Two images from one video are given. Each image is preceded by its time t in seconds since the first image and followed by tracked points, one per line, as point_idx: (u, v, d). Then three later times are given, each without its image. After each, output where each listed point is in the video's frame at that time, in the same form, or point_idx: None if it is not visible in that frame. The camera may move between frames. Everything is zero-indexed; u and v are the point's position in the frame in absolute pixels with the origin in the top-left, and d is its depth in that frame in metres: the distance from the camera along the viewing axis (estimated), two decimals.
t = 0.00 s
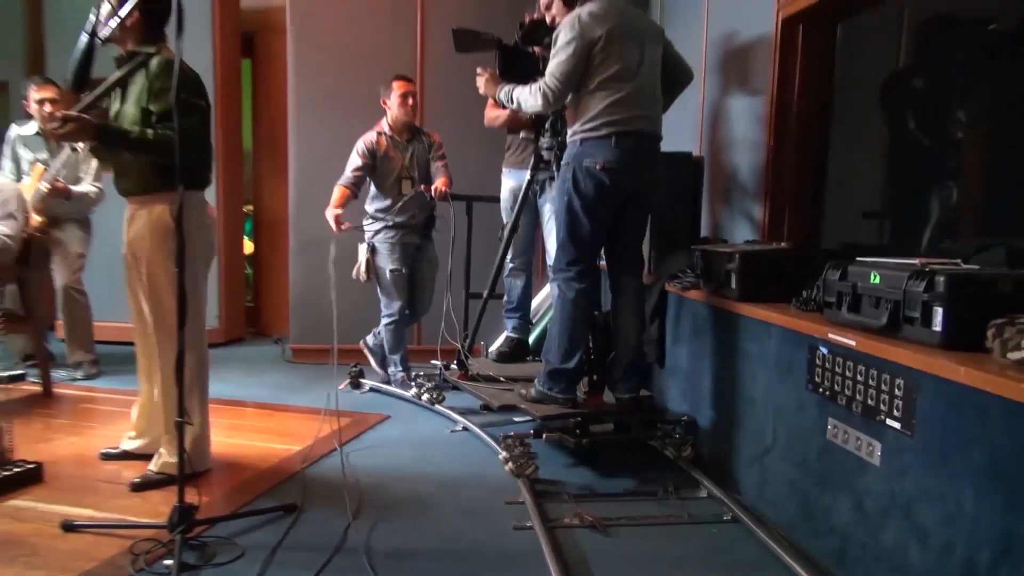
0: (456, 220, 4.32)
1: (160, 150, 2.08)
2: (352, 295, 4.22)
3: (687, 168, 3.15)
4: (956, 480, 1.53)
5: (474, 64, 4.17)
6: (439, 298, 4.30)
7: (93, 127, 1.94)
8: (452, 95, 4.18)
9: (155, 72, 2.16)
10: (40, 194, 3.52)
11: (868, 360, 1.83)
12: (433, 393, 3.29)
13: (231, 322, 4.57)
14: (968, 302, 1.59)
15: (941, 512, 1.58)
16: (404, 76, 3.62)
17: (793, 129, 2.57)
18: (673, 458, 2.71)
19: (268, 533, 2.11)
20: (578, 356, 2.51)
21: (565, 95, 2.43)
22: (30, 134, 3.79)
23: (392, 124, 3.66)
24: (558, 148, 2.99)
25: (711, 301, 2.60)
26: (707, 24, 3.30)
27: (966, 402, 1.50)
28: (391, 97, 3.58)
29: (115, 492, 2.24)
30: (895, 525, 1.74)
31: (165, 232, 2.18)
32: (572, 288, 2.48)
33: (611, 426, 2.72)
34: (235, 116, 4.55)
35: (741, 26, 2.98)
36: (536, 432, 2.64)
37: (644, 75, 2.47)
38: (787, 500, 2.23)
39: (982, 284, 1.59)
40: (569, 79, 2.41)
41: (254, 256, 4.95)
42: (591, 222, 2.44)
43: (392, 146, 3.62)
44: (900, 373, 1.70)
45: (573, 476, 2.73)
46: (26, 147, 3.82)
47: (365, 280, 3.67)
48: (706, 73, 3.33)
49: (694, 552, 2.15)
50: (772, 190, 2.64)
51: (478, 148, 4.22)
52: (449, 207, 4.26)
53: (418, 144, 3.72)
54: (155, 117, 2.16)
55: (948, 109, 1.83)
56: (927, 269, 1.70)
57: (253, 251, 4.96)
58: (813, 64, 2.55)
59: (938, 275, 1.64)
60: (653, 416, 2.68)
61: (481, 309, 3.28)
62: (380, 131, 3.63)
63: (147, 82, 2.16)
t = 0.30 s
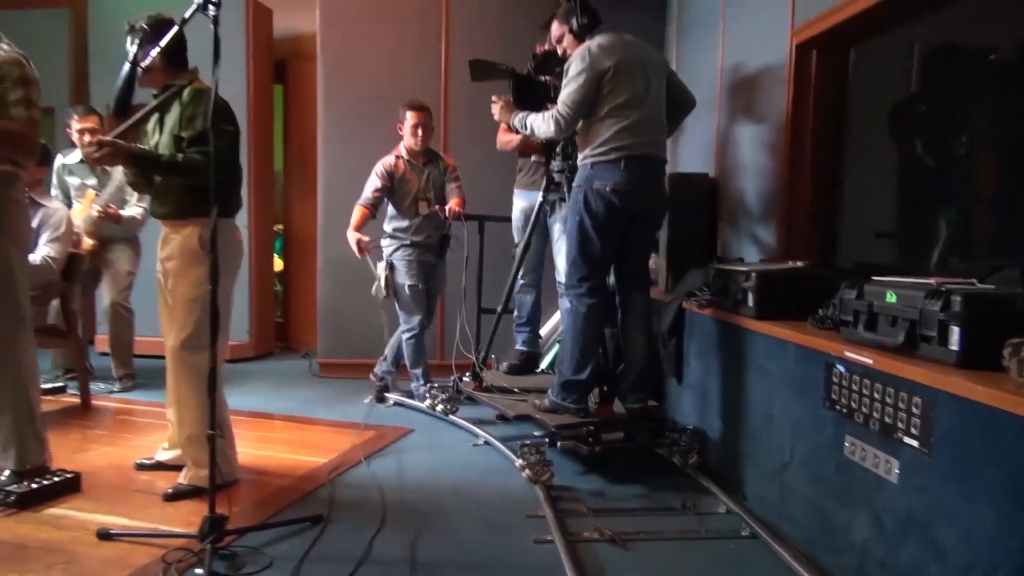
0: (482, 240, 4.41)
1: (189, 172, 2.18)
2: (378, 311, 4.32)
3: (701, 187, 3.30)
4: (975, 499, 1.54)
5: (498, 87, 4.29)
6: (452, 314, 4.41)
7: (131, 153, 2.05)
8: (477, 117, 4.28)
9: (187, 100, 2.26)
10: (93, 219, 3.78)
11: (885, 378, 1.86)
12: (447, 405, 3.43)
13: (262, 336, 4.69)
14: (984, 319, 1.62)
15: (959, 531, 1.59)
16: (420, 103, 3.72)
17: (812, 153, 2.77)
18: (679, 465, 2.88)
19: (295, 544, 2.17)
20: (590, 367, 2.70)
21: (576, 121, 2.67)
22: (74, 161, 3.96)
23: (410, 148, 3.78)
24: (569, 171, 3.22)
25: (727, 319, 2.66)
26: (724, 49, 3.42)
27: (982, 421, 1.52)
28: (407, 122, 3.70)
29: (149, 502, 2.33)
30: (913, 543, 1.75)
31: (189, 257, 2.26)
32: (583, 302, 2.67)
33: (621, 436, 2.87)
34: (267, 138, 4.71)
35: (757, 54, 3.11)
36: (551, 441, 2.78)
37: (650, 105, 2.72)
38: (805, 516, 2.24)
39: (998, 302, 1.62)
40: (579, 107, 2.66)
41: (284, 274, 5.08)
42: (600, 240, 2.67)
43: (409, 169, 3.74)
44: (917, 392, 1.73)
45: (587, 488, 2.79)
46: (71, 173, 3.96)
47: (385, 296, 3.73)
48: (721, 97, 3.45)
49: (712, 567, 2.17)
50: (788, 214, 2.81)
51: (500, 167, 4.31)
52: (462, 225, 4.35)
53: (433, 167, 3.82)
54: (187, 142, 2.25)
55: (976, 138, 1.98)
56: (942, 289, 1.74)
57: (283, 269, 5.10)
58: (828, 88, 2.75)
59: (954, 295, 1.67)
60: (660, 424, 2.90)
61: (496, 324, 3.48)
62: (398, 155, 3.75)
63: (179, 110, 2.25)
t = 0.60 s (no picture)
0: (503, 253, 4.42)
1: (212, 185, 2.19)
2: (399, 324, 4.33)
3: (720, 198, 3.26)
4: (1009, 518, 1.50)
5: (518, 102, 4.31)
6: (473, 328, 4.41)
7: (155, 167, 2.09)
8: (497, 131, 4.30)
9: (213, 114, 2.28)
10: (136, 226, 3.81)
11: (914, 394, 1.82)
12: (461, 415, 3.53)
13: (284, 348, 4.72)
14: (1017, 334, 1.58)
15: (993, 550, 1.55)
16: (431, 120, 3.76)
17: (834, 167, 2.75)
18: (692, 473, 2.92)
19: (316, 557, 2.17)
20: (604, 376, 2.77)
21: (589, 137, 2.78)
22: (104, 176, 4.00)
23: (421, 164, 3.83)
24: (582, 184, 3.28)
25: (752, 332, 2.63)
26: (744, 65, 3.42)
27: (1015, 438, 1.48)
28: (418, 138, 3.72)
29: (172, 514, 2.34)
30: (945, 562, 1.71)
31: (219, 263, 2.28)
32: (597, 313, 2.75)
33: (636, 445, 2.94)
34: (290, 154, 4.76)
35: (779, 70, 3.09)
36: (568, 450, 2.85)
37: (660, 121, 2.82)
38: (832, 534, 2.20)
39: None
40: (592, 123, 2.76)
41: (306, 286, 5.12)
42: (613, 252, 2.75)
43: (421, 185, 3.81)
44: (947, 408, 1.69)
45: (609, 502, 2.74)
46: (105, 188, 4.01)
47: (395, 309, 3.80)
48: (742, 111, 3.45)
49: None
50: (812, 226, 2.77)
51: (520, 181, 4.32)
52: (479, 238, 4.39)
53: (443, 185, 3.87)
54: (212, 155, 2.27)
55: (1005, 150, 1.95)
56: (973, 303, 1.70)
57: (304, 282, 5.13)
58: (849, 101, 2.74)
59: (984, 309, 1.64)
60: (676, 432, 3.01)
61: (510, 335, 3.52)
62: (409, 172, 3.80)
63: (204, 124, 2.27)
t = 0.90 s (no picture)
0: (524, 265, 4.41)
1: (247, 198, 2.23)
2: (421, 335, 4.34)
3: (747, 209, 3.23)
4: None
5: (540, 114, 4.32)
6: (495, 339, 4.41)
7: (189, 176, 2.11)
8: (520, 143, 4.31)
9: (252, 127, 2.31)
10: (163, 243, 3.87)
11: (946, 407, 1.78)
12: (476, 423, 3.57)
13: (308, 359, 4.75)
14: None
15: None
16: (443, 133, 3.81)
17: (862, 178, 2.72)
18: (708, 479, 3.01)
19: (339, 568, 2.16)
20: (622, 385, 2.80)
21: (605, 149, 2.82)
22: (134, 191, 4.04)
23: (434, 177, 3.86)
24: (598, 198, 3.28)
25: (778, 343, 2.59)
26: (769, 78, 3.38)
27: None
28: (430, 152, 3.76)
29: (197, 523, 2.36)
30: None
31: (250, 278, 2.31)
32: (615, 322, 2.78)
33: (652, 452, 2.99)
34: (315, 167, 4.80)
35: (804, 82, 3.06)
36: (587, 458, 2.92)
37: (675, 133, 2.86)
38: (861, 550, 2.16)
39: None
40: (608, 136, 2.81)
41: (329, 297, 5.14)
42: (629, 262, 2.78)
43: (435, 198, 3.83)
44: (981, 422, 1.65)
45: (634, 515, 2.71)
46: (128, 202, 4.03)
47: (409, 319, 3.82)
48: (767, 123, 3.41)
49: None
50: (840, 237, 2.74)
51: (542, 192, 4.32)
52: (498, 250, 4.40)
53: (455, 197, 3.91)
54: (248, 167, 2.29)
55: None
56: (1007, 314, 1.66)
57: (327, 292, 5.15)
58: (876, 110, 2.70)
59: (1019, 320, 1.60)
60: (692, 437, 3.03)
61: (526, 345, 3.51)
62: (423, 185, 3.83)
63: (243, 136, 2.30)
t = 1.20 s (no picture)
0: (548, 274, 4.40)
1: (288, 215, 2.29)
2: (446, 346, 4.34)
3: (776, 217, 3.14)
4: None
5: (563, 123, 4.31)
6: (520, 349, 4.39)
7: (237, 201, 2.15)
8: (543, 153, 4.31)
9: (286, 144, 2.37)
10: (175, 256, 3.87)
11: (983, 421, 1.74)
12: (494, 432, 3.61)
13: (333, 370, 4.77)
14: None
15: None
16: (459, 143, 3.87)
17: (892, 185, 2.67)
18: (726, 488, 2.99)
19: None
20: (641, 393, 2.81)
21: (623, 160, 2.84)
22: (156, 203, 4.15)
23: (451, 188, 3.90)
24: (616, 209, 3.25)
25: (806, 353, 2.55)
26: (796, 87, 3.33)
27: None
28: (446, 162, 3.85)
29: (225, 533, 2.37)
30: None
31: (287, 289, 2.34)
32: (634, 332, 2.79)
33: (671, 460, 2.91)
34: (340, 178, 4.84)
35: (832, 91, 3.01)
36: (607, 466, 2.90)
37: (693, 145, 2.90)
38: (895, 566, 2.10)
39: None
40: (626, 148, 2.83)
41: (354, 308, 5.17)
42: (648, 272, 2.80)
43: (452, 210, 3.91)
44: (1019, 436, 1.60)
45: (661, 527, 2.67)
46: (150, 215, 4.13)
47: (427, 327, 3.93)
48: (795, 133, 3.36)
49: None
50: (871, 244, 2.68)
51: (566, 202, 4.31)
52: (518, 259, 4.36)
53: (472, 208, 3.97)
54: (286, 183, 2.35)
55: None
56: None
57: (352, 303, 5.18)
58: (906, 117, 2.66)
59: None
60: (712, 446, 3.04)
61: (544, 355, 3.50)
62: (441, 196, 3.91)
63: (279, 153, 2.35)
